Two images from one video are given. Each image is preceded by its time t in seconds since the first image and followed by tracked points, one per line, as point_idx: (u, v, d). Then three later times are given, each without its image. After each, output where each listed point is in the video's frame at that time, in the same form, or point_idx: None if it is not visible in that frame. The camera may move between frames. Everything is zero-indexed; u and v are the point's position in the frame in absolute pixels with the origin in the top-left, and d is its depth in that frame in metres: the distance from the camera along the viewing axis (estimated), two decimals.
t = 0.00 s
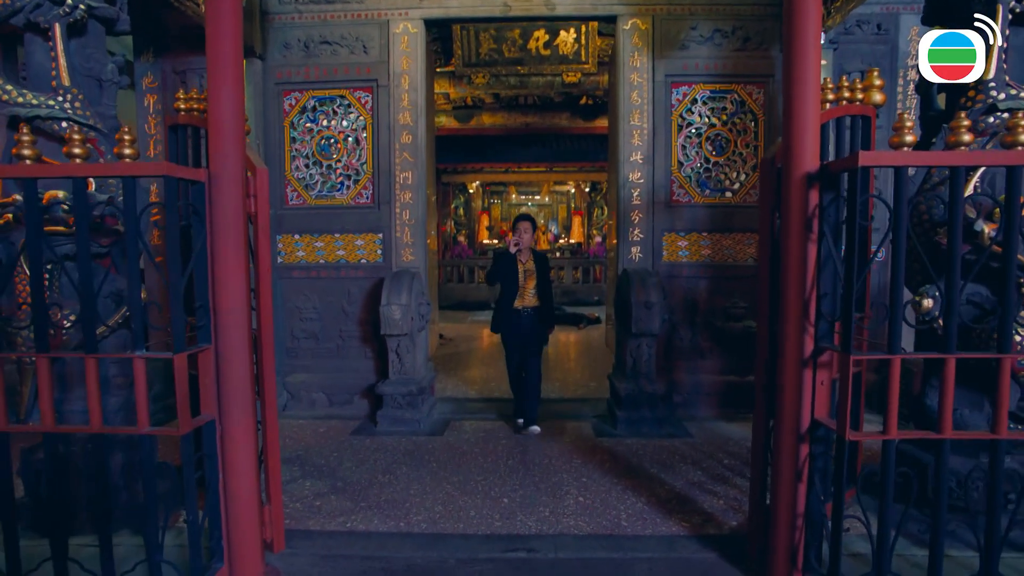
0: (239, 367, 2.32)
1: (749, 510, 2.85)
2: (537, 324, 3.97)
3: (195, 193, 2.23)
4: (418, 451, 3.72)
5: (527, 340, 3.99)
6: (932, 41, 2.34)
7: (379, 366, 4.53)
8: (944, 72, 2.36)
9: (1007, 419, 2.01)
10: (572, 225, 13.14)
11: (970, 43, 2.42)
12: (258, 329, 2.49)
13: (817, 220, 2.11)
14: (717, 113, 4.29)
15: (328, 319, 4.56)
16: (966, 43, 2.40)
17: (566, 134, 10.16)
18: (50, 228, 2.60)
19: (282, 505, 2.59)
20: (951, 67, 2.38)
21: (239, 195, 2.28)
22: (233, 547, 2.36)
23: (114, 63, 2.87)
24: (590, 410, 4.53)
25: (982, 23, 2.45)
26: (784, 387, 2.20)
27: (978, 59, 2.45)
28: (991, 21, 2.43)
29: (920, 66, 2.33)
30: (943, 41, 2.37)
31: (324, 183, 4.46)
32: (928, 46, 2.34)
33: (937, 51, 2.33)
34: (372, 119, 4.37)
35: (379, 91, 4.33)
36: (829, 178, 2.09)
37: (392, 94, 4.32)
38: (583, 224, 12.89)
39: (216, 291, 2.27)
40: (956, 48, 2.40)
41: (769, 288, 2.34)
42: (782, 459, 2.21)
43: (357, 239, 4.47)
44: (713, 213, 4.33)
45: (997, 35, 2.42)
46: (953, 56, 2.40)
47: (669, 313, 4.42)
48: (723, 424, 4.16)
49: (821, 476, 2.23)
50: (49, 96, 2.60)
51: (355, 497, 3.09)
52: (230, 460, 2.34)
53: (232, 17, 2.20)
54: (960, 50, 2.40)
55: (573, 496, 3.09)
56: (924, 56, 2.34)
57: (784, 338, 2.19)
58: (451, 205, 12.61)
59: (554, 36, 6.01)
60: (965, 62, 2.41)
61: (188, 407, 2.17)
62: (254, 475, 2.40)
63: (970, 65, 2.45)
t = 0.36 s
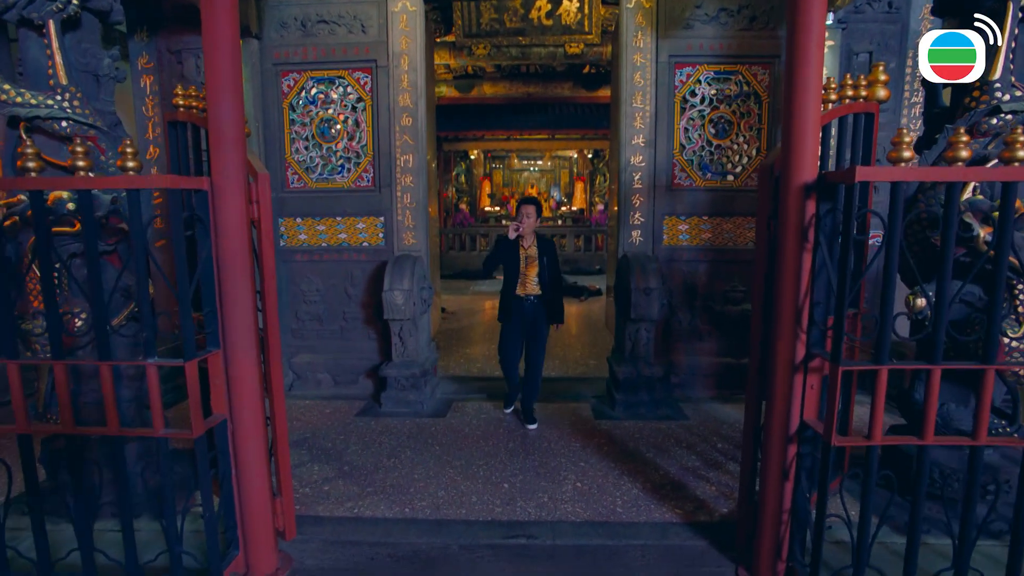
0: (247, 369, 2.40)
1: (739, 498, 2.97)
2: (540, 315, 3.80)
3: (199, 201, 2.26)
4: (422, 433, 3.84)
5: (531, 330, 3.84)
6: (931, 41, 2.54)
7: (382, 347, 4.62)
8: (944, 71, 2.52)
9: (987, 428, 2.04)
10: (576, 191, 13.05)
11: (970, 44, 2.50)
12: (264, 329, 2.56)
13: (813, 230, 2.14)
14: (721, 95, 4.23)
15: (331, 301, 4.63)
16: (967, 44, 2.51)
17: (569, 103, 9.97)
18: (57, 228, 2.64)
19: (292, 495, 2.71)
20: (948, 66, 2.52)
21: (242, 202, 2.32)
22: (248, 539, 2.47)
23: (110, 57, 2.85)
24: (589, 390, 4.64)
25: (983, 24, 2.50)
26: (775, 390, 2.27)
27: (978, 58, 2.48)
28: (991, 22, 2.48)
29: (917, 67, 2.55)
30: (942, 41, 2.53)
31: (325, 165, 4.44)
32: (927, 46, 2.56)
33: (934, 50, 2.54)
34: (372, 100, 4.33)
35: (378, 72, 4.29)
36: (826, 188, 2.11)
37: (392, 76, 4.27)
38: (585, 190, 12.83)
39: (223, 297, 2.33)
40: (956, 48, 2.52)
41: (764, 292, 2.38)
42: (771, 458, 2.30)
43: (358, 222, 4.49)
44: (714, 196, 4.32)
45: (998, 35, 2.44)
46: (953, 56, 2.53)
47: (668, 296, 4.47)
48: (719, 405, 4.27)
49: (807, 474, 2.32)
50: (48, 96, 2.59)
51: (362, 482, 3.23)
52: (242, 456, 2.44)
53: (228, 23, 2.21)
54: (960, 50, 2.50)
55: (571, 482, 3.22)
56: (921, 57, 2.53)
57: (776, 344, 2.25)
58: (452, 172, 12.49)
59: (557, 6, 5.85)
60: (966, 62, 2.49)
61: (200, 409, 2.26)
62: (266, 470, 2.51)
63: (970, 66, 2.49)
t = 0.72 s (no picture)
0: (255, 369, 2.49)
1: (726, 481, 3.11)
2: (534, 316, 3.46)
3: (202, 208, 2.31)
4: (423, 415, 3.98)
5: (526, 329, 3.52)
6: (931, 41, 2.52)
7: (383, 327, 4.72)
8: (943, 72, 2.56)
9: (960, 428, 2.12)
10: (575, 155, 12.76)
11: (970, 44, 2.51)
12: (270, 328, 2.64)
13: (803, 238, 2.19)
14: (721, 77, 4.19)
15: (333, 283, 4.70)
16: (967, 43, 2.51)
17: (570, 70, 9.80)
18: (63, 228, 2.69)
19: (301, 482, 2.84)
20: (948, 67, 2.54)
21: (244, 208, 2.37)
22: (261, 525, 2.62)
23: (104, 51, 2.80)
24: (586, 369, 4.75)
25: (983, 24, 2.50)
26: (761, 389, 2.36)
27: (978, 59, 2.50)
28: (991, 22, 2.48)
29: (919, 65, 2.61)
30: (942, 41, 2.53)
31: (323, 147, 4.44)
32: (927, 46, 2.55)
33: (933, 52, 2.55)
34: (369, 82, 4.30)
35: (375, 53, 4.24)
36: (817, 198, 2.15)
37: (389, 57, 4.22)
38: (585, 154, 12.58)
39: (229, 300, 2.41)
40: (957, 48, 2.53)
41: (754, 293, 2.45)
42: (756, 453, 2.42)
43: (358, 205, 4.52)
44: (712, 180, 4.33)
45: (997, 36, 2.45)
46: (953, 56, 2.54)
47: (665, 278, 4.53)
48: (712, 385, 4.39)
49: (790, 467, 2.44)
50: (45, 95, 2.58)
51: (367, 465, 3.37)
52: (252, 450, 2.56)
53: (225, 32, 2.22)
54: (960, 51, 2.52)
55: (567, 464, 3.36)
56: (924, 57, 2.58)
57: (763, 346, 2.33)
58: (451, 138, 12.32)
59: None
60: (966, 62, 2.51)
61: (212, 409, 2.36)
62: (276, 461, 2.64)
63: (970, 65, 2.51)
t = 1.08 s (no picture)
0: (265, 364, 2.60)
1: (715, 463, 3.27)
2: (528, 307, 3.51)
3: (209, 212, 2.39)
4: (425, 394, 4.12)
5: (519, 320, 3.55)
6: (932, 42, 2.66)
7: (385, 307, 4.82)
8: (942, 71, 2.60)
9: (932, 424, 2.26)
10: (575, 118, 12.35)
11: (970, 44, 2.53)
12: (278, 323, 2.74)
13: (792, 244, 2.26)
14: (722, 58, 4.16)
15: (335, 263, 4.77)
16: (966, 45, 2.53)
17: (571, 35, 9.61)
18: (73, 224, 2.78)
19: (310, 467, 3.00)
20: (947, 67, 2.58)
21: (249, 211, 2.45)
22: (275, 508, 2.77)
23: (103, 45, 2.79)
24: (584, 347, 4.88)
25: (983, 23, 2.50)
26: (747, 385, 2.48)
27: (978, 59, 2.50)
28: (991, 22, 2.47)
29: (920, 67, 2.72)
30: (943, 41, 2.62)
31: (322, 129, 4.44)
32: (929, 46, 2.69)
33: (931, 52, 2.66)
34: (368, 62, 4.27)
35: (373, 33, 4.20)
36: (806, 206, 2.21)
37: (387, 37, 4.18)
38: (586, 118, 12.16)
39: (238, 300, 2.50)
40: (958, 47, 2.56)
41: (744, 292, 2.53)
42: (741, 443, 2.55)
43: (358, 186, 4.55)
44: (711, 162, 4.35)
45: (996, 36, 2.45)
46: (951, 56, 2.56)
47: (662, 259, 4.60)
48: (705, 364, 4.53)
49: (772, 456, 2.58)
50: (47, 94, 2.62)
51: (372, 445, 3.53)
52: (264, 439, 2.70)
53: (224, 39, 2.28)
54: (959, 51, 2.53)
55: (563, 445, 3.52)
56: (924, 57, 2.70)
57: (750, 344, 2.43)
58: (451, 102, 12.15)
59: None
60: (966, 62, 2.51)
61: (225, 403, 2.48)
62: (286, 447, 2.77)
63: (971, 65, 2.51)
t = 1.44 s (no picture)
0: (282, 351, 2.74)
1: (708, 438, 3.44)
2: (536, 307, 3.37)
3: (225, 208, 2.48)
4: (433, 368, 4.29)
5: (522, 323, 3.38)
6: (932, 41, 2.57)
7: (392, 281, 4.94)
8: (943, 71, 2.57)
9: (912, 415, 2.35)
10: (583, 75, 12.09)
11: (969, 44, 2.52)
12: (292, 310, 2.87)
13: (786, 242, 2.34)
14: (730, 33, 4.11)
15: (343, 239, 4.86)
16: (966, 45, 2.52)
17: None
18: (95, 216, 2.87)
19: (326, 442, 3.18)
20: (948, 67, 2.56)
21: (263, 207, 2.54)
22: (295, 482, 2.97)
23: (110, 35, 2.82)
24: (587, 320, 5.00)
25: (983, 23, 2.51)
26: (739, 373, 2.60)
27: (978, 59, 2.51)
28: (991, 22, 2.49)
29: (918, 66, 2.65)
30: (942, 40, 2.56)
31: (328, 105, 4.45)
32: (928, 46, 2.61)
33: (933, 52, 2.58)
34: (372, 37, 4.25)
35: (376, 7, 4.16)
36: (802, 206, 2.28)
37: (391, 11, 4.14)
38: (594, 77, 11.84)
39: (255, 291, 2.62)
40: (957, 47, 2.54)
41: (740, 284, 2.62)
42: (732, 426, 2.70)
43: (365, 162, 4.59)
44: (716, 139, 4.35)
45: (997, 35, 2.47)
46: (953, 56, 2.55)
47: (665, 236, 4.66)
48: (704, 338, 4.66)
49: (762, 438, 2.73)
50: (61, 88, 2.67)
51: (383, 419, 3.71)
52: (284, 420, 2.87)
53: (233, 39, 2.32)
54: (960, 51, 2.53)
55: (564, 420, 3.70)
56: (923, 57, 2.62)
57: (743, 336, 2.54)
58: (455, 60, 11.89)
59: None
60: (965, 62, 2.53)
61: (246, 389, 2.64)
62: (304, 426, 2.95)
63: (971, 65, 2.53)
